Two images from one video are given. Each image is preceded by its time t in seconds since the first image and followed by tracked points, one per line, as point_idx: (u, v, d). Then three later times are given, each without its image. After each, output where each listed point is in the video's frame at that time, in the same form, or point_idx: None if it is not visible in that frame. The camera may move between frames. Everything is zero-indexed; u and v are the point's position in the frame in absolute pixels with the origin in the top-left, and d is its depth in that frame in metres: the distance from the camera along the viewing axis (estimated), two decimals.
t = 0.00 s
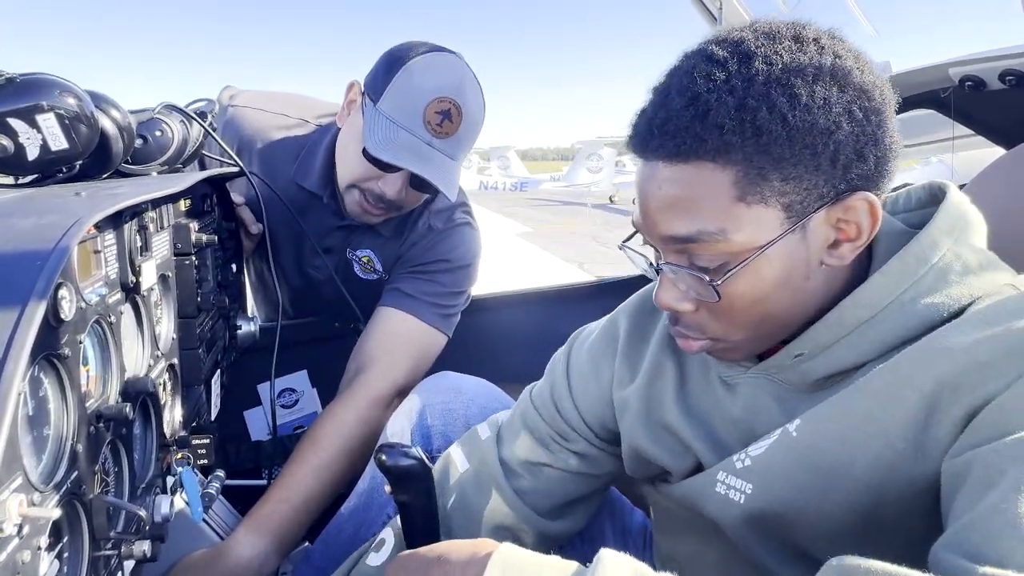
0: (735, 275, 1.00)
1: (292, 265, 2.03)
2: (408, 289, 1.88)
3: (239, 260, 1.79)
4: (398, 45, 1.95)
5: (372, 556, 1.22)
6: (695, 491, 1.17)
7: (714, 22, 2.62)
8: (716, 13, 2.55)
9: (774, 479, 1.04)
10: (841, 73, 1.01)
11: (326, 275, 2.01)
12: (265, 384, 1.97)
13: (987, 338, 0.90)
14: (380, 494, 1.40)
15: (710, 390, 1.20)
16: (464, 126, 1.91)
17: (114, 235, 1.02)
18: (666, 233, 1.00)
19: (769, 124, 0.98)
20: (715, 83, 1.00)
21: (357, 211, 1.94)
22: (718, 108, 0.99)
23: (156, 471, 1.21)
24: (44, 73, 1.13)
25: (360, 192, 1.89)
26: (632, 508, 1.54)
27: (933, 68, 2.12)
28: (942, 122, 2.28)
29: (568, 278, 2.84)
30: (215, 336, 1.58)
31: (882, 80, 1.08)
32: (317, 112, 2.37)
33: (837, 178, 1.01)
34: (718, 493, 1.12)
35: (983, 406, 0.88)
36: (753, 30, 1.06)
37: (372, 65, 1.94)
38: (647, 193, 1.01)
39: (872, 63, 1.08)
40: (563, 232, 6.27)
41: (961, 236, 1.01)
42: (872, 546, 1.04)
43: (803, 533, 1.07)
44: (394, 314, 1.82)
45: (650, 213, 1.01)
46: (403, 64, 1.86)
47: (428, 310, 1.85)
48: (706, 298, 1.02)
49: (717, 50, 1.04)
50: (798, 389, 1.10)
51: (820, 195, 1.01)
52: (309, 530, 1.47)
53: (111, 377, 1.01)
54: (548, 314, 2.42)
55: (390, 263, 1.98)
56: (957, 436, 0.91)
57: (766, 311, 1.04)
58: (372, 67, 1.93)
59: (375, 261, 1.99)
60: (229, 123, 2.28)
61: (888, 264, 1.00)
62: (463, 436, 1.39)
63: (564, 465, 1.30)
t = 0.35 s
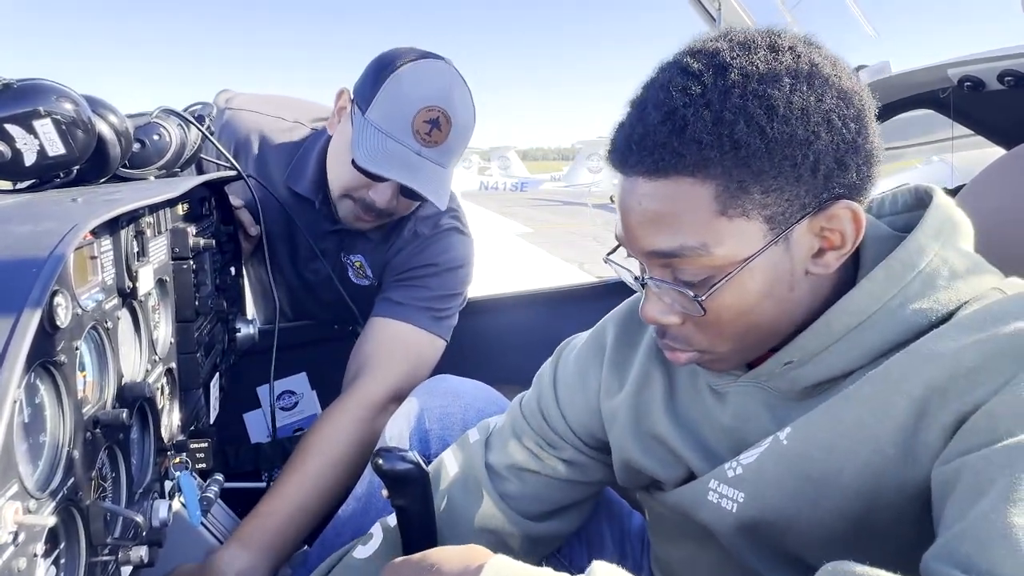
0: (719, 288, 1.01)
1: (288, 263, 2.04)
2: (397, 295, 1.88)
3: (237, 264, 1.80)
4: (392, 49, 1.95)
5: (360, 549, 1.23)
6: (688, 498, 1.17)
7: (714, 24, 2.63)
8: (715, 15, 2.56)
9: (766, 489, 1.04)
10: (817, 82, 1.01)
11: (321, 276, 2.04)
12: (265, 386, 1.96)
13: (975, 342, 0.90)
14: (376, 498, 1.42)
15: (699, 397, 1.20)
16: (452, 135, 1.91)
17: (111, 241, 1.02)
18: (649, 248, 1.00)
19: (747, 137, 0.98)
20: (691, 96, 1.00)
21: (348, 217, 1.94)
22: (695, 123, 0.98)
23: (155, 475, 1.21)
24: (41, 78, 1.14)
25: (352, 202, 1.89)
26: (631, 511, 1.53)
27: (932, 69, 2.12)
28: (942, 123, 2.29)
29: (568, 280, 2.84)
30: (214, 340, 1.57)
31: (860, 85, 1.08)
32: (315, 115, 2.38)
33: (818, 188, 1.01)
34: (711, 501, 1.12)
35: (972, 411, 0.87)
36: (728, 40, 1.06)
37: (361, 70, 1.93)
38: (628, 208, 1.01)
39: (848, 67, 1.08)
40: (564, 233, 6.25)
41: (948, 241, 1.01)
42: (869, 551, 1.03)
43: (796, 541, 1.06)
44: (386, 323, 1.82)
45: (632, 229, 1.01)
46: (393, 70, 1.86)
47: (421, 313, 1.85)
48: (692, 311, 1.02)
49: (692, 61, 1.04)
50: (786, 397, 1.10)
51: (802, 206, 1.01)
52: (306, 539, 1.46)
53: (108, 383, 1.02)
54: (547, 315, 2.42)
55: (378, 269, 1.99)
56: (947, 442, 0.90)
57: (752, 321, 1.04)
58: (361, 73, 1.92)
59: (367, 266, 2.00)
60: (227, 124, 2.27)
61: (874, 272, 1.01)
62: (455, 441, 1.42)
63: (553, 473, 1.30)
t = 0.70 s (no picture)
0: (753, 278, 1.02)
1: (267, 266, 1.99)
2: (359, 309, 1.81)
3: (235, 264, 1.80)
4: (354, 52, 1.91)
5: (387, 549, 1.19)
6: (695, 491, 1.19)
7: (711, 23, 2.62)
8: (712, 14, 2.55)
9: (774, 483, 1.06)
10: (858, 72, 1.04)
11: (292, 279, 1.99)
12: (266, 387, 1.99)
13: (1000, 346, 0.94)
14: (373, 502, 1.40)
15: (720, 382, 1.23)
16: (407, 145, 1.86)
17: (101, 242, 1.01)
18: (684, 236, 1.02)
19: (788, 127, 1.01)
20: (731, 86, 1.03)
21: (311, 224, 1.90)
22: (735, 112, 1.01)
23: (148, 478, 1.21)
24: (32, 79, 1.13)
25: (309, 210, 1.87)
26: (628, 511, 1.53)
27: (931, 67, 2.11)
28: (941, 121, 2.27)
29: (564, 279, 2.83)
30: (208, 341, 1.56)
31: (900, 76, 1.10)
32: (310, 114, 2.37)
33: (856, 178, 1.04)
34: (717, 493, 1.14)
35: (988, 417, 0.91)
36: (768, 30, 1.08)
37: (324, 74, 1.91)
38: (665, 197, 1.03)
39: (888, 58, 1.11)
40: (564, 233, 6.24)
41: (982, 248, 1.05)
42: (869, 549, 1.06)
43: (800, 536, 1.09)
44: (349, 341, 1.73)
45: (667, 216, 1.03)
46: (344, 80, 1.83)
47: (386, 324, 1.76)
48: (725, 301, 1.04)
49: (732, 51, 1.07)
50: (804, 390, 1.14)
51: (839, 197, 1.04)
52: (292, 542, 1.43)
53: (100, 385, 1.01)
54: (544, 315, 2.41)
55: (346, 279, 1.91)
56: (960, 445, 0.94)
57: (782, 313, 1.06)
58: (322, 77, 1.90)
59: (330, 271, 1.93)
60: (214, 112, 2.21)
61: (906, 272, 1.05)
62: (474, 432, 1.35)
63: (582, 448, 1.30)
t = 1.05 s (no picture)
0: (805, 279, 1.06)
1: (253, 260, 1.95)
2: (337, 311, 1.77)
3: (231, 264, 1.79)
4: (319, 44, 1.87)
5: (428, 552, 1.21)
6: (707, 484, 1.22)
7: (710, 23, 2.61)
8: (711, 13, 2.54)
9: (790, 478, 1.09)
10: (919, 73, 1.08)
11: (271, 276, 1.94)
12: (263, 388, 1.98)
13: None
14: (369, 504, 1.39)
15: (747, 370, 1.28)
16: (371, 134, 1.81)
17: (91, 243, 1.00)
18: (735, 235, 1.06)
19: (849, 127, 1.05)
20: (792, 84, 1.07)
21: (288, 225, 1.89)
22: (795, 111, 1.05)
23: (139, 481, 1.19)
24: (21, 78, 1.12)
25: (282, 210, 1.85)
26: (626, 512, 1.52)
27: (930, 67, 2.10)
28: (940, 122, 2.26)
29: (562, 279, 2.81)
30: (202, 341, 1.55)
31: (956, 76, 1.15)
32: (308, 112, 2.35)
33: (913, 179, 1.09)
34: (732, 486, 1.17)
35: (1013, 424, 0.93)
36: (828, 27, 1.13)
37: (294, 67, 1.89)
38: (716, 195, 1.07)
39: (945, 59, 1.15)
40: (563, 232, 6.22)
41: None
42: (879, 549, 1.08)
43: (812, 534, 1.11)
44: (333, 346, 1.69)
45: (719, 214, 1.07)
46: (306, 71, 1.79)
47: (364, 322, 1.71)
48: (772, 299, 1.08)
49: (791, 49, 1.11)
50: (830, 386, 1.17)
51: (895, 199, 1.08)
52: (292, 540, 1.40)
53: (89, 388, 1.00)
54: (543, 315, 2.40)
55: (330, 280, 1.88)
56: (985, 450, 0.96)
57: (829, 314, 1.10)
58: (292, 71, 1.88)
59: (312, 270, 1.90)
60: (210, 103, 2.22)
61: (945, 276, 1.09)
62: (493, 429, 1.37)
63: (619, 428, 1.34)
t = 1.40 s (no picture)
0: (806, 283, 1.06)
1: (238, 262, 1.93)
2: (321, 317, 1.76)
3: (223, 265, 1.78)
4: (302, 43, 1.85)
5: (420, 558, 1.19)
6: (703, 485, 1.22)
7: (704, 24, 2.61)
8: (705, 14, 2.54)
9: (786, 480, 1.09)
10: (923, 76, 1.09)
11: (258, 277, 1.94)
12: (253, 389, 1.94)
13: None
14: (360, 506, 1.36)
15: (742, 371, 1.27)
16: (354, 133, 1.80)
17: (77, 245, 0.99)
18: (736, 238, 1.05)
19: (852, 130, 1.05)
20: (793, 85, 1.06)
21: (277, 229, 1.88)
22: (798, 113, 1.05)
23: (127, 485, 1.19)
24: (9, 79, 1.11)
25: (268, 210, 1.85)
26: (619, 515, 1.51)
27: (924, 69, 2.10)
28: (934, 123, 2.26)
29: (555, 280, 2.80)
30: (193, 343, 1.54)
31: (959, 79, 1.15)
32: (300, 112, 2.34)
33: (915, 183, 1.09)
34: (727, 487, 1.17)
35: (1010, 428, 0.92)
36: (830, 30, 1.12)
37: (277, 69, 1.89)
38: (717, 197, 1.07)
39: (946, 61, 1.15)
40: (558, 232, 6.21)
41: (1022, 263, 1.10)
42: (875, 553, 1.07)
43: (808, 538, 1.10)
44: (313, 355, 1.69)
45: (721, 217, 1.06)
46: (288, 69, 1.78)
47: (347, 331, 1.71)
48: (771, 302, 1.07)
49: (793, 51, 1.10)
50: (826, 390, 1.17)
51: (896, 203, 1.08)
52: (278, 539, 1.39)
53: (75, 391, 0.99)
54: (537, 315, 2.39)
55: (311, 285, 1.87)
56: (981, 454, 0.95)
57: (829, 319, 1.10)
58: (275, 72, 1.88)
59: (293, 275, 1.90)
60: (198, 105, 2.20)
61: (943, 280, 1.09)
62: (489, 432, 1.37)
63: (614, 433, 1.33)
